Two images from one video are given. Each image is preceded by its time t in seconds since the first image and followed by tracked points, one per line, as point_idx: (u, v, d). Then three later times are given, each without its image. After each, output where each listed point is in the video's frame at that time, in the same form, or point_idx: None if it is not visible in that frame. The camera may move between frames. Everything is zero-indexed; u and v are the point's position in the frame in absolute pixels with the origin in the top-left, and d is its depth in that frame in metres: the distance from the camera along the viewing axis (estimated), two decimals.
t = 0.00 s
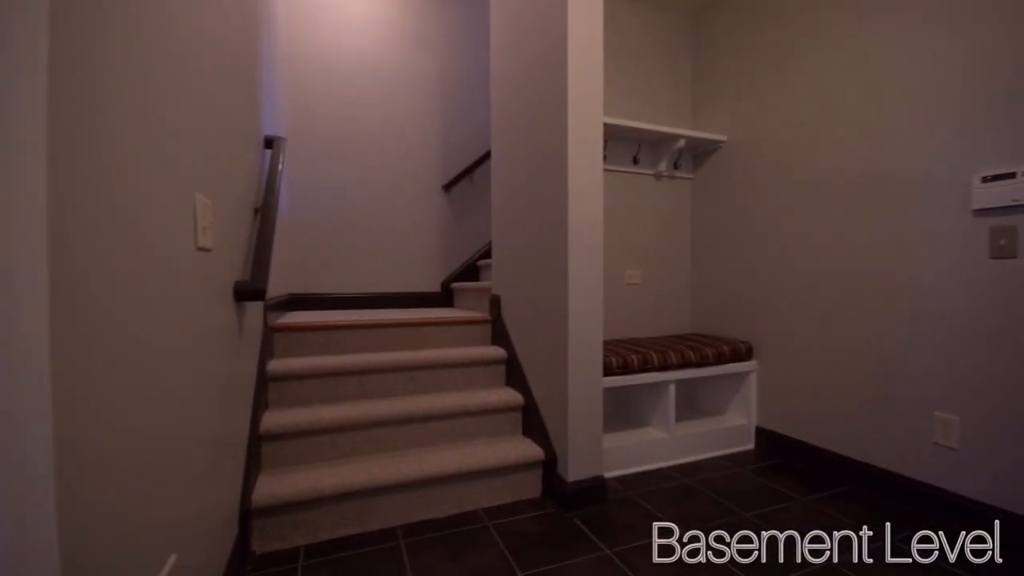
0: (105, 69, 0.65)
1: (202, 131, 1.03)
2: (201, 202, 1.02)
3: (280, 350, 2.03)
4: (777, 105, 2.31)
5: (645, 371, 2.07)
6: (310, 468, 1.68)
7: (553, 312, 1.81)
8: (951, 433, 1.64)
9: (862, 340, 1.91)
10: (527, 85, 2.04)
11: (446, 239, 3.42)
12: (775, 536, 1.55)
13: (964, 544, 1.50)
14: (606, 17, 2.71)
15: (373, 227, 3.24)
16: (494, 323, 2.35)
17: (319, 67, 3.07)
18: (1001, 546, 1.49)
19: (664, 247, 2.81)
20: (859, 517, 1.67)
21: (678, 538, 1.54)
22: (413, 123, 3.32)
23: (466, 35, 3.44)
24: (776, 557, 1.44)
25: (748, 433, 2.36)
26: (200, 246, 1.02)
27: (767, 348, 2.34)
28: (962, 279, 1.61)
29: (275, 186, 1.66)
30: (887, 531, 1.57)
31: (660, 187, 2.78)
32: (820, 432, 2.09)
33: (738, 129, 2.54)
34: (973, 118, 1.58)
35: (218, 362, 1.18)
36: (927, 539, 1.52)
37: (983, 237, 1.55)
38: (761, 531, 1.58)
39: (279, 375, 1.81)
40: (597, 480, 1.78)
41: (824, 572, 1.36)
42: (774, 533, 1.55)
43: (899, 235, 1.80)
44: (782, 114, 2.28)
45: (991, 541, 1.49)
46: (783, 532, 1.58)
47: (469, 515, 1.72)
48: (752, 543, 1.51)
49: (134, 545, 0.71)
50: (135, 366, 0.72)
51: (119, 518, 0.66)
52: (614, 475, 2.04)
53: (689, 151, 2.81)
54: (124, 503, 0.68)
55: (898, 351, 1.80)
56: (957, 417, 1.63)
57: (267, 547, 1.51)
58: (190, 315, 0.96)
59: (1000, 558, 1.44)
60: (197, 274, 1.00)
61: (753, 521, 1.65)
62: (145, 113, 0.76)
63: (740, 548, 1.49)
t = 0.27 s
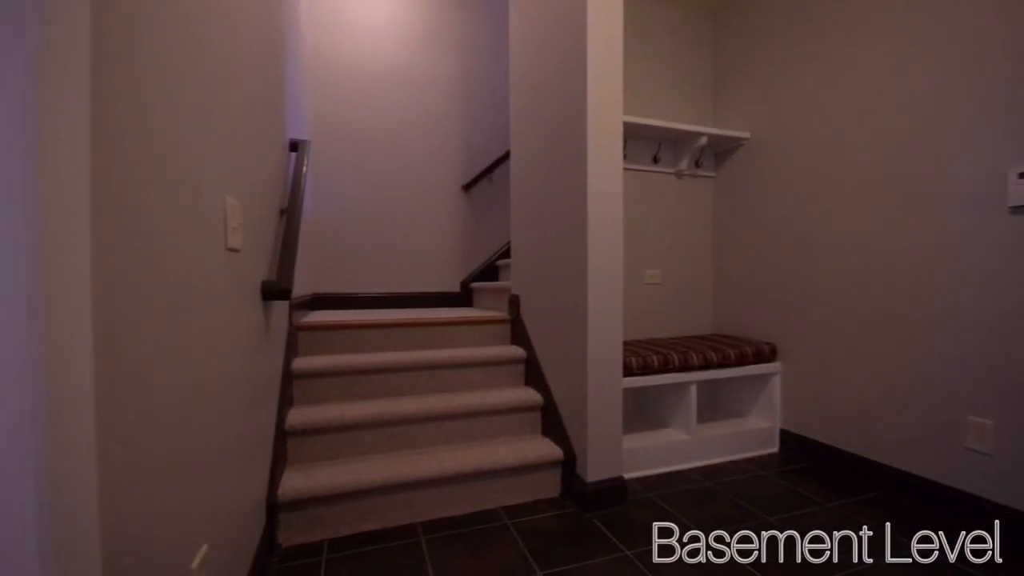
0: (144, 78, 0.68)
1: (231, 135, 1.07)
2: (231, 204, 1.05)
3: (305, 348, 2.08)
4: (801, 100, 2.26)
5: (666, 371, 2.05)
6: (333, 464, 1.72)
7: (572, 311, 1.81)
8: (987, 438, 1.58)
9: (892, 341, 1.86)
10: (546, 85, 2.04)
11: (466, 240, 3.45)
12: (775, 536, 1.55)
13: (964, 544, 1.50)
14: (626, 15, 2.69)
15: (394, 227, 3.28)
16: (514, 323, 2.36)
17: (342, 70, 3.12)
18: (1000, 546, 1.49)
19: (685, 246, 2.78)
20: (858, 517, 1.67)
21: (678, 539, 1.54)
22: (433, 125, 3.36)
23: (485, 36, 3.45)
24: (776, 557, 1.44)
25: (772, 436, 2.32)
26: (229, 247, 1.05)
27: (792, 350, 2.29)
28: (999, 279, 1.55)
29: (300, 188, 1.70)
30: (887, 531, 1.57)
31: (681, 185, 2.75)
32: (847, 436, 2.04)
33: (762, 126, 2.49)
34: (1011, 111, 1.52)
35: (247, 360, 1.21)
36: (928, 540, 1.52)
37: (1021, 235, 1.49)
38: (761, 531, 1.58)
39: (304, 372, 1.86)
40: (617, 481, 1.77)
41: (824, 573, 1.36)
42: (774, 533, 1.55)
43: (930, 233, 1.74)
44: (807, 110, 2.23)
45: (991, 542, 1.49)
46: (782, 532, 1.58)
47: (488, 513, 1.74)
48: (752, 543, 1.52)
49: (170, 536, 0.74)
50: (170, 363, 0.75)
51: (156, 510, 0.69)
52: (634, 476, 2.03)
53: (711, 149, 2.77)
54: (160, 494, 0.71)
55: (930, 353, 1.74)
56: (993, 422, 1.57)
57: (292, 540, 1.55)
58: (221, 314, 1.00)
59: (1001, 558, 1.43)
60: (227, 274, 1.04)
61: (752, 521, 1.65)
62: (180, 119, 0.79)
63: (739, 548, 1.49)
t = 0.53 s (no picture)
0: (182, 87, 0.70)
1: (260, 140, 1.10)
2: (260, 207, 1.09)
3: (329, 346, 2.12)
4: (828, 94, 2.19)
5: (688, 372, 2.03)
6: (356, 460, 1.75)
7: (593, 311, 1.81)
8: None
9: (924, 343, 1.79)
10: (566, 84, 2.04)
11: (486, 240, 3.46)
12: (775, 536, 1.54)
13: (964, 544, 1.48)
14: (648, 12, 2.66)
15: (415, 228, 3.32)
16: (534, 323, 2.37)
17: (365, 73, 3.18)
18: (1000, 546, 1.47)
19: (708, 245, 2.73)
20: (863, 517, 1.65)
21: (678, 539, 1.54)
22: (454, 126, 3.39)
23: (506, 37, 3.46)
24: (775, 557, 1.44)
25: (799, 439, 2.26)
26: (258, 247, 1.08)
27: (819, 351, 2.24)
28: None
29: (325, 189, 1.74)
30: (887, 531, 1.55)
31: (704, 183, 2.71)
32: (876, 441, 1.98)
33: (787, 122, 2.43)
34: None
35: (274, 358, 1.25)
36: (927, 539, 1.51)
37: None
38: (760, 531, 1.58)
39: (328, 370, 1.90)
40: (637, 482, 1.76)
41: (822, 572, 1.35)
42: (774, 534, 1.55)
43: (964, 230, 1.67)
44: (835, 105, 2.17)
45: (991, 542, 1.47)
46: (782, 532, 1.58)
47: (508, 511, 1.75)
48: (751, 543, 1.51)
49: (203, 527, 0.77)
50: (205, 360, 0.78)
51: (192, 502, 0.72)
52: (655, 478, 2.01)
53: (734, 146, 2.72)
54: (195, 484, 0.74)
55: (963, 355, 1.67)
56: None
57: (317, 533, 1.59)
58: (250, 312, 1.03)
59: (1001, 558, 1.42)
60: (256, 274, 1.07)
61: (753, 522, 1.65)
62: (214, 124, 0.82)
63: (739, 548, 1.49)
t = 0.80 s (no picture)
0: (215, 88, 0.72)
1: (286, 142, 1.13)
2: (287, 207, 1.12)
3: (352, 345, 2.16)
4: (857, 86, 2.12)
5: (711, 374, 1.99)
6: (379, 457, 1.78)
7: (614, 311, 1.79)
8: None
9: (959, 344, 1.72)
10: (587, 83, 2.03)
11: (506, 240, 3.47)
12: (774, 536, 1.54)
13: (963, 544, 1.49)
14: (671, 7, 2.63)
15: (436, 228, 3.35)
16: (554, 322, 2.36)
17: (387, 76, 3.22)
18: (1001, 546, 1.48)
19: (732, 244, 2.69)
20: (859, 517, 1.66)
21: (678, 538, 1.55)
22: (474, 126, 3.40)
23: (526, 37, 3.47)
24: (776, 556, 1.44)
25: (827, 443, 2.20)
26: (285, 247, 1.11)
27: (848, 353, 2.17)
28: None
29: (349, 190, 1.77)
30: (887, 530, 1.55)
31: (728, 181, 2.66)
32: (907, 446, 1.90)
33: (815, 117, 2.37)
34: None
35: (300, 355, 1.27)
36: (927, 539, 1.51)
37: None
38: (761, 531, 1.58)
39: (351, 368, 1.94)
40: (658, 484, 1.74)
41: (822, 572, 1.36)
42: (774, 533, 1.55)
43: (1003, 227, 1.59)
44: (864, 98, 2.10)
45: (991, 542, 1.48)
46: (782, 532, 1.58)
47: (528, 511, 1.75)
48: (751, 543, 1.52)
49: (233, 520, 0.79)
50: (236, 356, 0.80)
51: (223, 496, 0.75)
52: (677, 480, 1.98)
53: (760, 143, 2.66)
54: (227, 478, 0.76)
55: (1000, 356, 1.60)
56: None
57: (341, 528, 1.62)
58: (277, 310, 1.06)
59: (1001, 558, 1.42)
60: (283, 273, 1.10)
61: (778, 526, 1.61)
62: (245, 128, 0.85)
63: (739, 548, 1.49)
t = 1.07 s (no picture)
0: (244, 93, 0.74)
1: (312, 145, 1.15)
2: (312, 209, 1.14)
3: (376, 344, 2.20)
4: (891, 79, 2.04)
5: (737, 376, 1.95)
6: (402, 455, 1.80)
7: (636, 311, 1.77)
8: None
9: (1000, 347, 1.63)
10: (609, 81, 2.01)
11: (528, 240, 3.47)
12: (775, 536, 1.54)
13: (963, 544, 1.49)
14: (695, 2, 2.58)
15: (458, 228, 3.38)
16: (576, 323, 2.35)
17: (409, 78, 3.26)
18: (1001, 546, 1.47)
19: (759, 243, 2.62)
20: (858, 517, 1.65)
21: (678, 538, 1.55)
22: (496, 127, 3.41)
23: (548, 36, 3.46)
24: (775, 557, 1.44)
25: (860, 449, 2.12)
26: (310, 248, 1.14)
27: (882, 355, 2.09)
28: None
29: (372, 192, 1.80)
30: (886, 531, 1.55)
31: (755, 179, 2.60)
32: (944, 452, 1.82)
33: (847, 111, 2.29)
34: None
35: (325, 354, 1.30)
36: (927, 540, 1.50)
37: None
38: (760, 531, 1.58)
39: (375, 366, 1.97)
40: (682, 488, 1.71)
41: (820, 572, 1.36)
42: (774, 533, 1.55)
43: None
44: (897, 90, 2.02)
45: (991, 542, 1.48)
46: (782, 532, 1.58)
47: (549, 512, 1.74)
48: (751, 543, 1.52)
49: (261, 515, 0.81)
50: (264, 355, 0.83)
51: (253, 490, 0.77)
52: (701, 484, 1.94)
53: (788, 139, 2.59)
54: (255, 473, 0.78)
55: None
56: None
57: (365, 524, 1.64)
58: (303, 309, 1.08)
59: (1001, 558, 1.42)
60: (309, 273, 1.12)
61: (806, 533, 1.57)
62: (272, 131, 0.87)
63: (739, 548, 1.49)
